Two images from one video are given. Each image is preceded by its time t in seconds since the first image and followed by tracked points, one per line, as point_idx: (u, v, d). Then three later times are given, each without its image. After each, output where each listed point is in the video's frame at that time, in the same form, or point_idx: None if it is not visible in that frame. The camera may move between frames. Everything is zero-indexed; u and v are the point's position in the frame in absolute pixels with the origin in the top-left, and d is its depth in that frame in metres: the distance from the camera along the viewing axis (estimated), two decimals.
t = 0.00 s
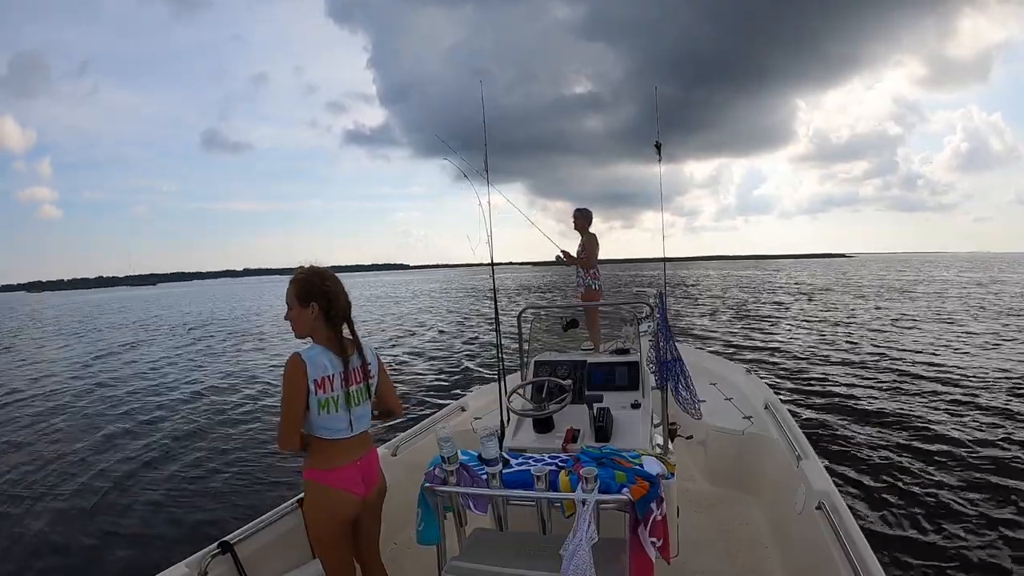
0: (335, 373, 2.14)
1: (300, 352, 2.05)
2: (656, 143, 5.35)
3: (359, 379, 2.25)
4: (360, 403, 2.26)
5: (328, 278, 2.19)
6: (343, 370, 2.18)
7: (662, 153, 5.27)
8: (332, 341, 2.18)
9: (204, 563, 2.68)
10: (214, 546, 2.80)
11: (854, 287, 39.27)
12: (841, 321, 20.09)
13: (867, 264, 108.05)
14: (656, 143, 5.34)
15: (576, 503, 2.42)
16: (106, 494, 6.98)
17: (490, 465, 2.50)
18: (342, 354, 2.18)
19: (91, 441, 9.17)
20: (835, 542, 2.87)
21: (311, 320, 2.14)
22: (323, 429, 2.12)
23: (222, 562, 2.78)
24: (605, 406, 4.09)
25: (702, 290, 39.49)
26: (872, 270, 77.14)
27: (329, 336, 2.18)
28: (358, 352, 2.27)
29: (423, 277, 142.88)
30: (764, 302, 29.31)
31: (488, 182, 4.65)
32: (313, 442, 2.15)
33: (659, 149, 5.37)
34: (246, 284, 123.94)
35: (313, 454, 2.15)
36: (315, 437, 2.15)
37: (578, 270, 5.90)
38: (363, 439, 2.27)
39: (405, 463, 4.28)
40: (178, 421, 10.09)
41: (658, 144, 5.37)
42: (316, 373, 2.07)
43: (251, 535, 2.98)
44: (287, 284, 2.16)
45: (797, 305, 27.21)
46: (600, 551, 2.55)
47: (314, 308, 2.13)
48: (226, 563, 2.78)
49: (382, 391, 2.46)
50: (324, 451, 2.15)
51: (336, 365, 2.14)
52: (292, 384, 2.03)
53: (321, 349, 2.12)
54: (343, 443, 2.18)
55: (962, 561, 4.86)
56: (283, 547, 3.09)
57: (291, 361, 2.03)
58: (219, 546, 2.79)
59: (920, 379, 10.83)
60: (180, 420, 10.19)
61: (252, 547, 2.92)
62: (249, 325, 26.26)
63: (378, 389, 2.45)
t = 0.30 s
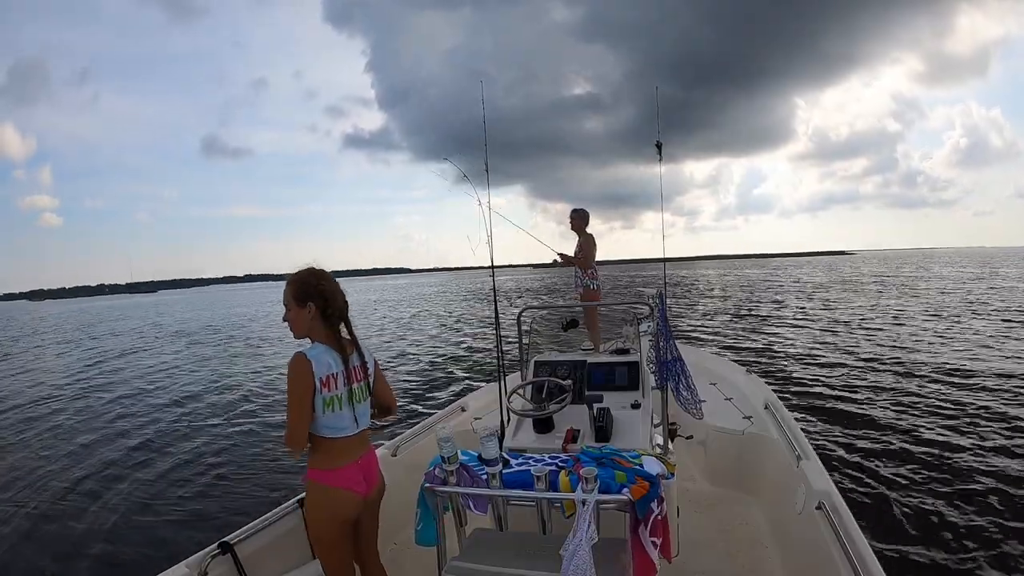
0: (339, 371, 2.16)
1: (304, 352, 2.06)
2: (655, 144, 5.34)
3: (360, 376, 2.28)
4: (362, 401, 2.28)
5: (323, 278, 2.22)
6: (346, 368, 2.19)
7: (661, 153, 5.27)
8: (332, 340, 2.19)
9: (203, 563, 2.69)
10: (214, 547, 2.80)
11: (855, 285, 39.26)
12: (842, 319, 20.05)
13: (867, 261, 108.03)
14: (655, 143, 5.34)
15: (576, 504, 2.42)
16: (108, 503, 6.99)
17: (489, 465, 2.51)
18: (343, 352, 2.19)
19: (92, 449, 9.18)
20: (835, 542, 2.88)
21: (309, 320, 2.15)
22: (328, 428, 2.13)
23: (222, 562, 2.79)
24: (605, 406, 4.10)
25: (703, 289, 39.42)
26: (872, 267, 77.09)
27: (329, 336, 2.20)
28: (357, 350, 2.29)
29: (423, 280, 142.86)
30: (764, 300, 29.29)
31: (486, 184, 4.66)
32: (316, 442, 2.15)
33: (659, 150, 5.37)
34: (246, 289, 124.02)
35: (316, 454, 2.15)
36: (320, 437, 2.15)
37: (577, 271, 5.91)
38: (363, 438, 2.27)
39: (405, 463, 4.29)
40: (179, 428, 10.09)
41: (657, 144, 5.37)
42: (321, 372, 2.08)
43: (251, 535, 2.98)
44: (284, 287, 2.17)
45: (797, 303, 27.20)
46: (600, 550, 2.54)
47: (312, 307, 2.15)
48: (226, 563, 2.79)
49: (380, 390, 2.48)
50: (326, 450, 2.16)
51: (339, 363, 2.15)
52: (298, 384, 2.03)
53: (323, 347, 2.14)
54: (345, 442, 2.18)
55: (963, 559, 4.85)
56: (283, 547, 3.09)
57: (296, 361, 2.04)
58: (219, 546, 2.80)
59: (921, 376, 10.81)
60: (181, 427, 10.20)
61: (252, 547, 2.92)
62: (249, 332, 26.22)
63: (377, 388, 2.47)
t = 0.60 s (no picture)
0: (340, 369, 2.16)
1: (305, 351, 2.06)
2: (655, 144, 5.34)
3: (360, 375, 2.29)
4: (361, 399, 2.29)
5: (322, 278, 2.22)
6: (346, 367, 2.20)
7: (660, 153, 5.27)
8: (332, 339, 2.20)
9: (203, 563, 2.69)
10: (214, 546, 2.80)
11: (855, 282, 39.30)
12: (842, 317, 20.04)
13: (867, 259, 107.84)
14: (655, 144, 5.34)
15: (576, 504, 2.43)
16: (109, 507, 6.99)
17: (489, 465, 2.51)
18: (343, 351, 2.20)
19: (92, 453, 9.18)
20: (835, 542, 2.88)
21: (308, 319, 2.15)
22: (330, 426, 2.13)
23: (222, 562, 2.79)
24: (605, 406, 4.10)
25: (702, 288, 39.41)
26: (873, 264, 77.09)
27: (328, 336, 2.20)
28: (356, 349, 2.30)
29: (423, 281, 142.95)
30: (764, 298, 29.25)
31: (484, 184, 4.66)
32: (317, 442, 2.15)
33: (658, 150, 5.37)
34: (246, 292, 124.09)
35: (317, 454, 2.14)
36: (321, 437, 2.15)
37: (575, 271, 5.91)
38: (363, 437, 2.28)
39: (404, 463, 4.29)
40: (179, 433, 10.07)
41: (657, 144, 5.37)
42: (323, 371, 2.08)
43: (250, 535, 2.98)
44: (282, 287, 2.16)
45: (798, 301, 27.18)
46: (600, 550, 2.54)
47: (311, 307, 2.15)
48: (226, 563, 2.79)
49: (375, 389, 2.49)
50: (327, 450, 2.15)
51: (340, 362, 2.16)
52: (301, 383, 2.02)
53: (325, 346, 2.14)
54: (345, 440, 2.18)
55: (965, 557, 4.85)
56: (283, 547, 3.10)
57: (298, 360, 2.03)
58: (219, 546, 2.80)
59: (922, 373, 10.82)
60: (182, 431, 10.21)
61: (252, 547, 2.93)
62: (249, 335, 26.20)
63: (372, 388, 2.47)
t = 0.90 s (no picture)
0: (339, 369, 2.16)
1: (305, 351, 2.06)
2: (656, 144, 5.35)
3: (359, 375, 2.29)
4: (361, 399, 2.30)
5: (321, 277, 2.22)
6: (346, 367, 2.20)
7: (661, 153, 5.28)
8: (331, 339, 2.21)
9: (204, 563, 2.69)
10: (214, 546, 2.81)
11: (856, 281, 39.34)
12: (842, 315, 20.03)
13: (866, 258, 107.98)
14: (656, 143, 5.35)
15: (576, 503, 2.43)
16: (110, 511, 7.00)
17: (489, 465, 2.51)
18: (342, 351, 2.20)
19: (93, 455, 9.18)
20: (835, 542, 2.88)
21: (307, 319, 2.15)
22: (329, 426, 2.13)
23: (222, 562, 2.79)
24: (604, 406, 4.10)
25: (702, 288, 39.40)
26: (873, 263, 77.08)
27: (327, 335, 2.20)
28: (356, 349, 2.30)
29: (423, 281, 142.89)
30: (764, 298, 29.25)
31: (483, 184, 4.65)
32: (317, 442, 2.15)
33: (658, 149, 5.37)
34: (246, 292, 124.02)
35: (317, 453, 2.14)
36: (320, 436, 2.15)
37: (575, 271, 5.91)
38: (363, 436, 2.28)
39: (405, 463, 4.30)
40: (179, 435, 10.07)
41: (657, 144, 5.37)
42: (323, 371, 2.08)
43: (250, 534, 2.98)
44: (281, 286, 2.16)
45: (797, 300, 27.16)
46: (600, 550, 2.54)
47: (309, 307, 2.14)
48: (226, 563, 2.79)
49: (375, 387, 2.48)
50: (327, 449, 2.15)
51: (339, 362, 2.16)
52: (301, 382, 2.02)
53: (324, 346, 2.14)
54: (345, 440, 2.18)
55: (964, 556, 4.85)
56: (283, 546, 3.10)
57: (298, 360, 2.03)
58: (219, 546, 2.80)
59: (921, 372, 10.82)
60: (182, 433, 10.21)
61: (252, 547, 2.93)
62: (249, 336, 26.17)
63: (372, 387, 2.47)
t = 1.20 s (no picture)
0: (339, 370, 2.16)
1: (305, 351, 2.06)
2: (656, 144, 5.37)
3: (360, 375, 2.29)
4: (362, 399, 2.29)
5: (321, 277, 2.21)
6: (346, 367, 2.20)
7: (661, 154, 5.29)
8: (332, 339, 2.21)
9: (204, 563, 2.69)
10: (213, 546, 2.80)
11: (857, 283, 39.49)
12: (842, 317, 20.05)
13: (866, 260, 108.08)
14: (656, 144, 5.36)
15: (576, 504, 2.43)
16: (109, 510, 6.98)
17: (489, 465, 2.51)
18: (343, 351, 2.20)
19: (92, 453, 9.17)
20: (835, 542, 2.87)
21: (308, 320, 2.16)
22: (330, 427, 2.13)
23: (222, 562, 2.79)
24: (604, 405, 4.10)
25: (702, 289, 39.47)
26: (872, 265, 77.15)
27: (328, 336, 2.20)
28: (356, 349, 2.30)
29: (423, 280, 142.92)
30: (764, 299, 29.30)
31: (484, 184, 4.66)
32: (318, 443, 2.15)
33: (658, 149, 5.39)
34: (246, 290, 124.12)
35: (319, 454, 2.15)
36: (321, 437, 2.15)
37: (576, 271, 5.90)
38: (364, 437, 2.28)
39: (405, 463, 4.29)
40: (179, 433, 10.08)
41: (658, 144, 5.39)
42: (323, 371, 2.08)
43: (250, 535, 2.98)
44: (282, 286, 2.17)
45: (797, 301, 27.20)
46: (600, 550, 2.55)
47: (310, 307, 2.15)
48: (226, 563, 2.79)
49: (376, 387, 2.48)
50: (328, 450, 2.15)
51: (340, 362, 2.16)
52: (301, 383, 2.03)
53: (324, 346, 2.14)
54: (345, 442, 2.18)
55: (964, 556, 4.85)
56: (283, 547, 3.10)
57: (298, 360, 2.03)
58: (219, 546, 2.79)
59: (921, 374, 10.84)
60: (182, 431, 10.21)
61: (252, 547, 2.92)
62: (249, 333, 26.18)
63: (373, 386, 2.46)
